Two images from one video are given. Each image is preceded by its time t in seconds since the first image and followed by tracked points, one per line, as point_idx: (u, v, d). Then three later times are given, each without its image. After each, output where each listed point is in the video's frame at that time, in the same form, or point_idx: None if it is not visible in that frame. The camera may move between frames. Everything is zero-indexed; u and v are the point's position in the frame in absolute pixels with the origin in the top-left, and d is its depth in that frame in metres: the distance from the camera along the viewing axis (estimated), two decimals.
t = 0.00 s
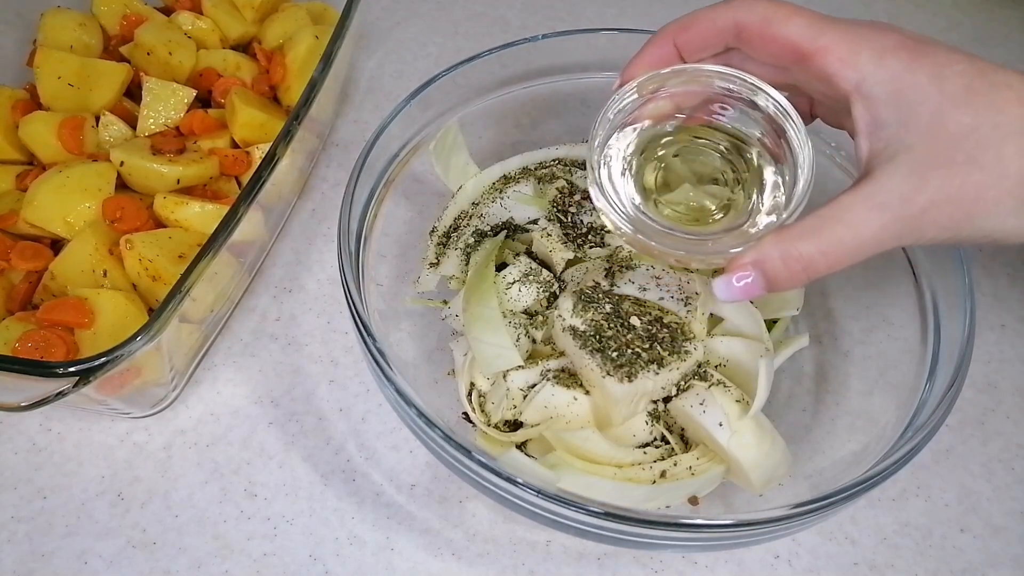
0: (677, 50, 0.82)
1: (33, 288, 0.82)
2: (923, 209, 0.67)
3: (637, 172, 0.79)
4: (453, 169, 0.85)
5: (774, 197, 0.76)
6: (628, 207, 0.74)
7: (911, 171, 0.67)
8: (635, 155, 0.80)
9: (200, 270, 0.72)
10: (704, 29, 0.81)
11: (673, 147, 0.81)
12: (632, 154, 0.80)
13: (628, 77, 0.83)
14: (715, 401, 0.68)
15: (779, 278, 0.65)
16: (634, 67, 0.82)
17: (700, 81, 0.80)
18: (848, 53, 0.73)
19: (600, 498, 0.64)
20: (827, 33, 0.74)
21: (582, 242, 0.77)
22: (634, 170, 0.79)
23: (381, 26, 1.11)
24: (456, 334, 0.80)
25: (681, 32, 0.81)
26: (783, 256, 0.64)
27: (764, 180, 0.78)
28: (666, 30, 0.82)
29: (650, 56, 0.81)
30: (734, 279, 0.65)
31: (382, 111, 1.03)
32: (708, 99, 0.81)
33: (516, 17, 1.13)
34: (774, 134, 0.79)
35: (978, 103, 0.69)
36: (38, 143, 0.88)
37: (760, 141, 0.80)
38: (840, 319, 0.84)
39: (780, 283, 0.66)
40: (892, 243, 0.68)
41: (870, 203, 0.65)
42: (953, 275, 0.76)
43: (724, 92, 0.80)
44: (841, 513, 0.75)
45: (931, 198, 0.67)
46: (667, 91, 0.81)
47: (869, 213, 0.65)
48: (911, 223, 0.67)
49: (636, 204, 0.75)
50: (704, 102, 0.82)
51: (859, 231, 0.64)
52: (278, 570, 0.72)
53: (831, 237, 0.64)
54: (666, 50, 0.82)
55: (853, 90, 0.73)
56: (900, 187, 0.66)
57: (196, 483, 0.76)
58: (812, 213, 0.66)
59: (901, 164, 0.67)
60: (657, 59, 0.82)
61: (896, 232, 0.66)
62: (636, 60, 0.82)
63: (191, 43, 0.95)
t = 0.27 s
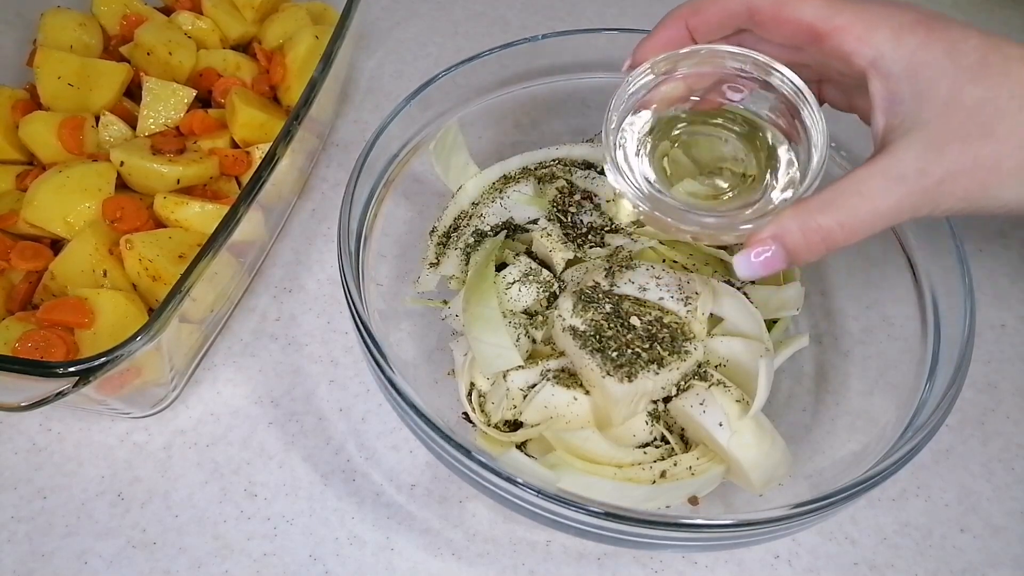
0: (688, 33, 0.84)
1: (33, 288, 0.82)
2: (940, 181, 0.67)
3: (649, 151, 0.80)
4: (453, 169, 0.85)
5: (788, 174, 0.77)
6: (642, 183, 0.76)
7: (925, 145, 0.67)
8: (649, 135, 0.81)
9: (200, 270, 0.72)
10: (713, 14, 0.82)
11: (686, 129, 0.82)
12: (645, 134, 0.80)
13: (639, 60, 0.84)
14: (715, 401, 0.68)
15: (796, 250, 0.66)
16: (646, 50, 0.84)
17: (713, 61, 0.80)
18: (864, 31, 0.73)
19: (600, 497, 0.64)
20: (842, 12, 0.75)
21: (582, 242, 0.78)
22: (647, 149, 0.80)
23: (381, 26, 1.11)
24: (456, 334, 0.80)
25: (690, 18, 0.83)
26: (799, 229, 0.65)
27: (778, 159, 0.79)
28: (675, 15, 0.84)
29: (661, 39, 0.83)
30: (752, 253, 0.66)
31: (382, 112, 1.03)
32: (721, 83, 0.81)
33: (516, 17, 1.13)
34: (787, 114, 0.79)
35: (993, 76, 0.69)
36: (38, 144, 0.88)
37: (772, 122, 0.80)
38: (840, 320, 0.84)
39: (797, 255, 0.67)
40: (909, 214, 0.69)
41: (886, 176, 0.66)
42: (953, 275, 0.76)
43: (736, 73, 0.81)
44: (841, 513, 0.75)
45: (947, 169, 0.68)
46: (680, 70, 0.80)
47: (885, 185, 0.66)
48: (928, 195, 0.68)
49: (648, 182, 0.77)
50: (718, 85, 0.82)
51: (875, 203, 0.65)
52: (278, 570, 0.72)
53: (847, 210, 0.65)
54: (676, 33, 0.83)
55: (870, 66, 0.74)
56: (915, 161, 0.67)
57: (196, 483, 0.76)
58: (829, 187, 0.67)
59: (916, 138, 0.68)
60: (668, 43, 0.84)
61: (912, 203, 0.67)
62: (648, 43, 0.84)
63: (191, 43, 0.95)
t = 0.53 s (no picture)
0: None
1: (33, 288, 0.82)
2: (969, 85, 0.65)
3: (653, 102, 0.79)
4: (453, 169, 0.85)
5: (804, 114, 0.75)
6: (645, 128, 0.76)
7: (948, 51, 0.65)
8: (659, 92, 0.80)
9: (200, 270, 0.72)
10: None
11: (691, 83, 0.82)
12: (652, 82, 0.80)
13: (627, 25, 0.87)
14: (715, 401, 0.68)
15: (837, 181, 0.65)
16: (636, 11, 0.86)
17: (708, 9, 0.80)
18: None
19: (600, 497, 0.64)
20: None
21: (582, 242, 0.77)
22: (656, 93, 0.80)
23: (381, 26, 1.11)
24: (456, 335, 0.80)
25: None
26: (836, 161, 0.64)
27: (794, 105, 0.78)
28: None
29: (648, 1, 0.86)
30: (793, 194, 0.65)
31: (382, 112, 1.03)
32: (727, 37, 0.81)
33: (516, 17, 1.13)
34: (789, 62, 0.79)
35: None
36: (38, 144, 0.88)
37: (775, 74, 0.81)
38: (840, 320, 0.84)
39: (839, 189, 0.65)
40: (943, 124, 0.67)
41: (914, 93, 0.64)
42: (953, 274, 0.76)
43: (740, 18, 0.79)
44: (841, 513, 0.75)
45: (973, 75, 0.65)
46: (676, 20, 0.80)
47: (911, 98, 0.64)
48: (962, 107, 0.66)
49: (654, 128, 0.76)
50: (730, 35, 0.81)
51: (909, 119, 0.64)
52: (278, 570, 0.72)
53: (881, 134, 0.64)
54: None
55: None
56: (939, 68, 0.65)
57: (196, 483, 0.76)
58: (854, 114, 0.66)
59: (935, 47, 0.66)
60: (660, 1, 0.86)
61: (946, 113, 0.65)
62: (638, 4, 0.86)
63: (191, 43, 0.95)
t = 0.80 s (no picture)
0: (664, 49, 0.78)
1: (33, 288, 0.82)
2: (987, 87, 0.64)
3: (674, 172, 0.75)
4: (453, 169, 0.85)
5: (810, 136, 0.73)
6: (678, 212, 0.72)
7: (959, 59, 0.64)
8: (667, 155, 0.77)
9: (200, 270, 0.72)
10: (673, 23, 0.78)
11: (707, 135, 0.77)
12: (664, 163, 0.76)
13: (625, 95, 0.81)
14: (715, 401, 0.68)
15: (875, 214, 0.65)
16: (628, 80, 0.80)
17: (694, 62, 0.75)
18: None
19: (600, 497, 0.64)
20: None
21: (582, 242, 0.77)
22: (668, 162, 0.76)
23: (381, 26, 1.11)
24: (456, 334, 0.80)
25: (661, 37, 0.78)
26: (871, 200, 0.64)
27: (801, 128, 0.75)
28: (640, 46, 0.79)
29: (638, 64, 0.79)
30: (835, 235, 0.66)
31: (382, 111, 1.03)
32: (726, 83, 0.76)
33: (516, 17, 1.13)
34: (785, 93, 0.76)
35: None
36: (38, 143, 0.88)
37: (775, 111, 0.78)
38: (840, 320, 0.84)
39: (878, 221, 0.65)
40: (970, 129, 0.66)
41: (938, 115, 0.63)
42: (953, 274, 0.76)
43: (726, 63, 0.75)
44: (841, 513, 0.75)
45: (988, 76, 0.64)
46: (671, 88, 0.75)
47: (933, 121, 0.63)
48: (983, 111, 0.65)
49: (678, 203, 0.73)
50: (724, 86, 0.76)
51: (937, 143, 0.63)
52: (278, 570, 0.71)
53: (912, 159, 0.63)
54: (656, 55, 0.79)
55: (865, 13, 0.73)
56: (955, 81, 0.64)
57: (196, 483, 0.76)
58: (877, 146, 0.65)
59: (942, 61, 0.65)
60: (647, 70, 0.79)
61: (972, 119, 0.64)
62: (627, 70, 0.80)
63: (191, 43, 0.95)
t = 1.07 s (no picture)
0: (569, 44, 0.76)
1: (33, 288, 0.82)
2: (884, 63, 0.62)
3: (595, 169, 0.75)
4: (454, 169, 0.85)
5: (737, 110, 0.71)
6: (591, 199, 0.74)
7: (856, 35, 0.62)
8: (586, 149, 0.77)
9: (200, 270, 0.72)
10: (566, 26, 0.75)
11: (618, 127, 0.79)
12: (576, 159, 0.75)
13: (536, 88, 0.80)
14: (715, 401, 0.68)
15: (783, 190, 0.63)
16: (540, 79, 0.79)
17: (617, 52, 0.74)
18: None
19: (600, 498, 0.64)
20: None
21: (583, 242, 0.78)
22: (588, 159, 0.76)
23: (381, 26, 1.11)
24: (456, 334, 0.79)
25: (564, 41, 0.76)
26: (777, 177, 0.62)
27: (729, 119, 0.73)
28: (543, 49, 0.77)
29: (546, 64, 0.77)
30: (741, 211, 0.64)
31: (382, 111, 1.03)
32: (634, 68, 0.78)
33: (516, 16, 1.13)
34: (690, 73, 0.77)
35: None
36: (38, 144, 0.88)
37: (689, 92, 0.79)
38: (840, 320, 0.84)
39: (785, 196, 0.64)
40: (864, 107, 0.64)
41: (834, 90, 0.61)
42: (954, 273, 0.76)
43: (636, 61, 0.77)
44: (841, 513, 0.75)
45: (885, 53, 0.62)
46: (576, 84, 0.74)
47: (829, 97, 0.61)
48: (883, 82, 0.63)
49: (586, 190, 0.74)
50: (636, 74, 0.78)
51: (819, 119, 0.61)
52: (278, 570, 0.71)
53: (812, 139, 0.61)
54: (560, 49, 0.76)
55: None
56: (852, 61, 0.62)
57: (196, 483, 0.76)
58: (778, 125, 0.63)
59: (838, 39, 0.63)
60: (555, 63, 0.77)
61: (867, 99, 0.63)
62: (537, 66, 0.78)
63: (191, 43, 0.95)
